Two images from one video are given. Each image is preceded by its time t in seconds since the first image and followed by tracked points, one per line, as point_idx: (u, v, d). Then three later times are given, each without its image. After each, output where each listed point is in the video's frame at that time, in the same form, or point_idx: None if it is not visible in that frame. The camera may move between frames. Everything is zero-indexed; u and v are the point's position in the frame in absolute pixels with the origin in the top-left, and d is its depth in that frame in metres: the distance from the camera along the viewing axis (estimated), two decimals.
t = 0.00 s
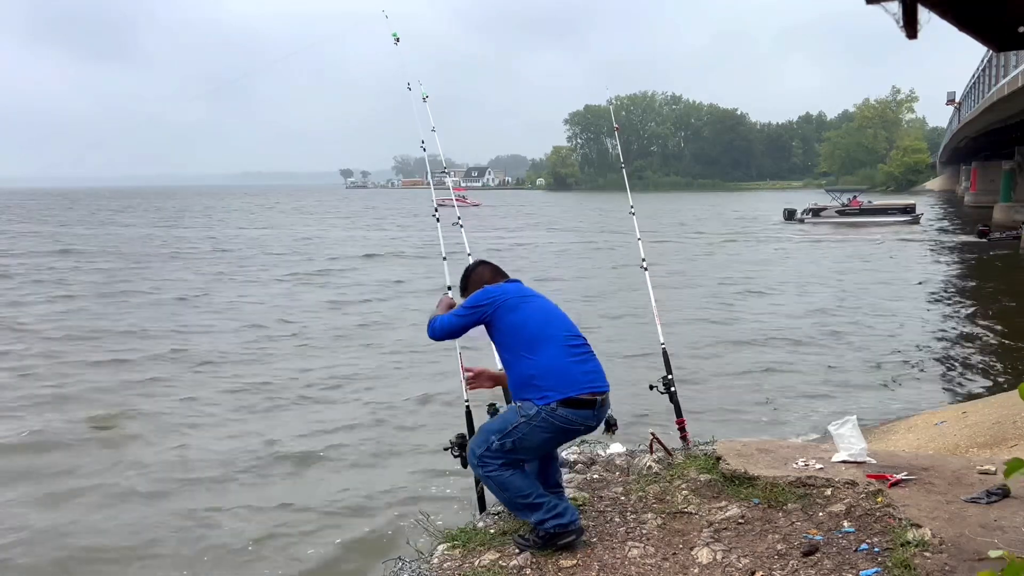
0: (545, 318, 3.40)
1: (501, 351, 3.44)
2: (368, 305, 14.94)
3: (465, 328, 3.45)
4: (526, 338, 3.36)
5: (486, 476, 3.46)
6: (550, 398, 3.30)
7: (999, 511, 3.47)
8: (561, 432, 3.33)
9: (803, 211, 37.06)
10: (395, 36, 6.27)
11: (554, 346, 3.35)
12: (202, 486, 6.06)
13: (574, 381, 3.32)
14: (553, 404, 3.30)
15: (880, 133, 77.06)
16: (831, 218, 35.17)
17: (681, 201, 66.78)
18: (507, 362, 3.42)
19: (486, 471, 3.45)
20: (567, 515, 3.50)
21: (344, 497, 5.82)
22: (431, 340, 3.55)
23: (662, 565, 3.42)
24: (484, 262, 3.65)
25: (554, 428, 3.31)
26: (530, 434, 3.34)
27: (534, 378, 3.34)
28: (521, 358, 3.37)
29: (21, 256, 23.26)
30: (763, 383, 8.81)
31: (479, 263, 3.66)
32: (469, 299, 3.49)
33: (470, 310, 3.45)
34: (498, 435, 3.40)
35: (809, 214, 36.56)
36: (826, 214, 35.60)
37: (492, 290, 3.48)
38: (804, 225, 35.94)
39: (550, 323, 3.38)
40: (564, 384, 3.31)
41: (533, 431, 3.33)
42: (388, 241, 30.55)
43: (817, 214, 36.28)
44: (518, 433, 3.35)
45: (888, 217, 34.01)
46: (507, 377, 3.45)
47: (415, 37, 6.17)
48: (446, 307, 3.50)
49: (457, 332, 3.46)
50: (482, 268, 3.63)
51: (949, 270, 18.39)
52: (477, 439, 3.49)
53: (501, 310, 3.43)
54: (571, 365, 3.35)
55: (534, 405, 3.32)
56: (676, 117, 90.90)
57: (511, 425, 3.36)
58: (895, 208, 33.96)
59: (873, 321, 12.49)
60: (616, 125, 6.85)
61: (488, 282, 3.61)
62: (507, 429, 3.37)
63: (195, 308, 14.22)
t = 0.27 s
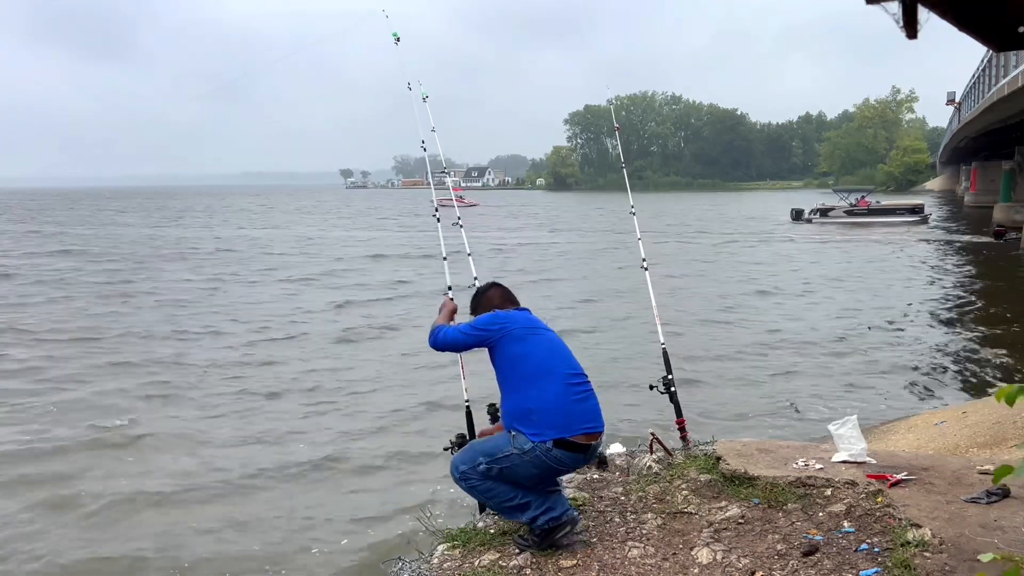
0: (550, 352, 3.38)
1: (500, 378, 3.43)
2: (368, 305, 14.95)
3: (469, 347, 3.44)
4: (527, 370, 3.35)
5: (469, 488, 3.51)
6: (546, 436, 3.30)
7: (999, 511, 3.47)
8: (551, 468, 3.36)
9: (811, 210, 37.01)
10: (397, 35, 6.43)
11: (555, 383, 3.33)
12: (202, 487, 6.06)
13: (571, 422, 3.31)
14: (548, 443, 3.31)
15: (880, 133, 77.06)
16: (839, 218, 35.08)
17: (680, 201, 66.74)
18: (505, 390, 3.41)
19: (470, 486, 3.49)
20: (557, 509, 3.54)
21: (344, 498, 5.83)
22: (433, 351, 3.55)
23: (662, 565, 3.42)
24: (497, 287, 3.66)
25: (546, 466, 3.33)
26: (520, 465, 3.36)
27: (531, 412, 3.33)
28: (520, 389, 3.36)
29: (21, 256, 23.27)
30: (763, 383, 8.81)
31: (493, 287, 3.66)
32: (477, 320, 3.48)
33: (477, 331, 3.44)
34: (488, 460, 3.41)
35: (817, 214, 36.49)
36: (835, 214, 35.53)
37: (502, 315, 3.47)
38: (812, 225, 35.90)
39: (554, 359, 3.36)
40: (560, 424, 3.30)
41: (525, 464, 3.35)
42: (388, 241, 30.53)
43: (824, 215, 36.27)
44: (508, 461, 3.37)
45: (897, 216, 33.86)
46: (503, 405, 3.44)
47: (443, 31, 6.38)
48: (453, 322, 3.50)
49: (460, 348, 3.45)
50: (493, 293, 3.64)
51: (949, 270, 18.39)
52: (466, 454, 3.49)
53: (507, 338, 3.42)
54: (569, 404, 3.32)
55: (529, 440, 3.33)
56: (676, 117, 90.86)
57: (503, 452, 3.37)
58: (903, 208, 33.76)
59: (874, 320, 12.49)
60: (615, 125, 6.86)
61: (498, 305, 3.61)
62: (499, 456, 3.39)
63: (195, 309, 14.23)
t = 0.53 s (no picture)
0: (554, 368, 3.37)
1: (502, 388, 3.43)
2: (369, 305, 14.94)
3: (474, 352, 3.43)
4: (529, 383, 3.34)
5: (463, 493, 3.55)
6: (543, 453, 3.31)
7: (999, 511, 3.47)
8: (545, 484, 3.38)
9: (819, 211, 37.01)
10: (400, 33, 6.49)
11: (557, 400, 3.33)
12: (201, 486, 6.06)
13: (569, 441, 3.32)
14: (544, 460, 3.32)
15: (880, 133, 77.09)
16: (848, 218, 35.03)
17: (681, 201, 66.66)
18: (505, 401, 3.41)
19: (463, 493, 3.54)
20: (553, 509, 3.54)
21: (344, 497, 5.83)
22: (436, 352, 3.54)
23: (662, 565, 3.42)
24: (507, 296, 3.66)
25: (540, 482, 3.36)
26: (514, 479, 3.38)
27: (529, 426, 3.34)
28: (520, 402, 3.36)
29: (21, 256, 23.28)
30: (763, 383, 8.81)
31: (502, 297, 3.66)
32: (484, 327, 3.47)
33: (483, 337, 3.43)
34: (482, 470, 3.44)
35: (825, 215, 36.49)
36: (843, 215, 35.51)
37: (509, 325, 3.46)
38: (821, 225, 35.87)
39: (558, 376, 3.36)
40: (558, 442, 3.31)
41: (519, 478, 3.37)
42: (388, 241, 30.53)
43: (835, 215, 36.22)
44: (503, 474, 3.40)
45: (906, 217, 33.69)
46: (502, 415, 3.44)
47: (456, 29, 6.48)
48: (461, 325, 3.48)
49: (465, 352, 3.44)
50: (502, 302, 3.64)
51: (949, 270, 18.40)
52: (461, 461, 3.52)
53: (512, 349, 3.42)
54: (569, 423, 3.33)
55: (525, 456, 3.34)
56: (676, 117, 90.80)
57: (497, 465, 3.39)
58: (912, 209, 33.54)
59: (873, 320, 12.49)
60: (615, 125, 6.86)
61: (505, 315, 3.61)
62: (493, 468, 3.41)
63: (195, 308, 14.23)
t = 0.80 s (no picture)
0: (557, 371, 3.37)
1: (504, 388, 3.43)
2: (369, 305, 14.94)
3: (478, 351, 3.42)
4: (532, 386, 3.34)
5: (462, 494, 3.54)
6: (544, 454, 3.32)
7: (999, 511, 3.47)
8: (545, 486, 3.38)
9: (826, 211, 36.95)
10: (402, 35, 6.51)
11: (559, 403, 3.33)
12: (202, 486, 6.07)
13: (570, 443, 3.32)
14: (545, 462, 3.32)
15: (880, 133, 77.15)
16: (856, 218, 34.91)
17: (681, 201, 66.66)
18: (508, 402, 3.42)
19: (462, 493, 3.54)
20: (552, 510, 3.54)
21: (344, 497, 5.83)
22: (439, 350, 3.53)
23: (662, 565, 3.42)
24: (510, 297, 3.65)
25: (541, 483, 3.36)
26: (514, 479, 3.38)
27: (531, 428, 3.34)
28: (522, 403, 3.36)
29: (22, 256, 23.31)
30: (763, 383, 8.81)
31: (506, 298, 3.65)
32: (488, 326, 3.47)
33: (487, 337, 3.42)
34: (481, 471, 3.44)
35: (833, 214, 36.41)
36: (851, 214, 35.42)
37: (513, 326, 3.46)
38: (827, 225, 35.79)
39: (561, 377, 3.36)
40: (558, 444, 3.31)
41: (519, 479, 3.37)
42: (388, 241, 30.57)
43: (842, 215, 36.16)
44: (503, 475, 3.40)
45: (914, 217, 33.57)
46: (503, 415, 3.44)
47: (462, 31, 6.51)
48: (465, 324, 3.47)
49: (468, 351, 3.43)
50: (505, 303, 3.64)
51: (950, 270, 18.40)
52: (460, 461, 3.52)
53: (514, 350, 3.41)
54: (570, 424, 3.33)
55: (526, 457, 3.34)
56: (676, 117, 90.79)
57: (498, 466, 3.40)
58: (920, 209, 33.40)
59: (874, 320, 12.50)
60: (615, 126, 6.87)
61: (508, 316, 3.61)
62: (493, 469, 3.41)
63: (195, 309, 14.25)
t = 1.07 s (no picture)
0: (557, 371, 3.37)
1: (504, 389, 3.43)
2: (369, 305, 14.94)
3: (478, 351, 3.42)
4: (532, 386, 3.34)
5: (462, 494, 3.54)
6: (544, 454, 3.32)
7: (999, 511, 3.47)
8: (545, 486, 3.38)
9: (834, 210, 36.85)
10: (402, 34, 6.51)
11: (559, 403, 3.33)
12: (202, 485, 6.07)
13: (569, 444, 3.32)
14: (545, 461, 3.32)
15: (880, 133, 77.18)
16: (863, 218, 34.79)
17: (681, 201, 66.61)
18: (508, 402, 3.42)
19: (462, 494, 3.54)
20: (553, 510, 3.54)
21: (344, 497, 5.83)
22: (440, 350, 3.53)
23: (662, 565, 3.42)
24: (510, 298, 3.65)
25: (541, 482, 3.36)
26: (514, 479, 3.38)
27: (531, 428, 3.34)
28: (522, 404, 3.36)
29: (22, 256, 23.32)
30: (762, 382, 8.81)
31: (506, 299, 3.65)
32: (489, 326, 3.47)
33: (488, 337, 3.42)
34: (481, 471, 3.44)
35: (840, 214, 36.33)
36: (858, 214, 35.31)
37: (514, 327, 3.46)
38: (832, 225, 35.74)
39: (561, 378, 3.36)
40: (558, 445, 3.31)
41: (519, 478, 3.37)
42: (388, 241, 30.58)
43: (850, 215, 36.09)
44: (504, 475, 3.40)
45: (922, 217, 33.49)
46: (503, 416, 3.44)
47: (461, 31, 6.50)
48: (466, 324, 3.47)
49: (469, 351, 3.43)
50: (505, 304, 3.64)
51: (950, 270, 18.41)
52: (460, 462, 3.52)
53: (515, 351, 3.41)
54: (570, 424, 3.33)
55: (527, 457, 3.34)
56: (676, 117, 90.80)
57: (498, 466, 3.40)
58: (928, 209, 33.30)
59: (874, 320, 12.51)
60: (615, 126, 6.87)
61: (508, 316, 3.61)
62: (493, 469, 3.41)
63: (195, 308, 14.26)
